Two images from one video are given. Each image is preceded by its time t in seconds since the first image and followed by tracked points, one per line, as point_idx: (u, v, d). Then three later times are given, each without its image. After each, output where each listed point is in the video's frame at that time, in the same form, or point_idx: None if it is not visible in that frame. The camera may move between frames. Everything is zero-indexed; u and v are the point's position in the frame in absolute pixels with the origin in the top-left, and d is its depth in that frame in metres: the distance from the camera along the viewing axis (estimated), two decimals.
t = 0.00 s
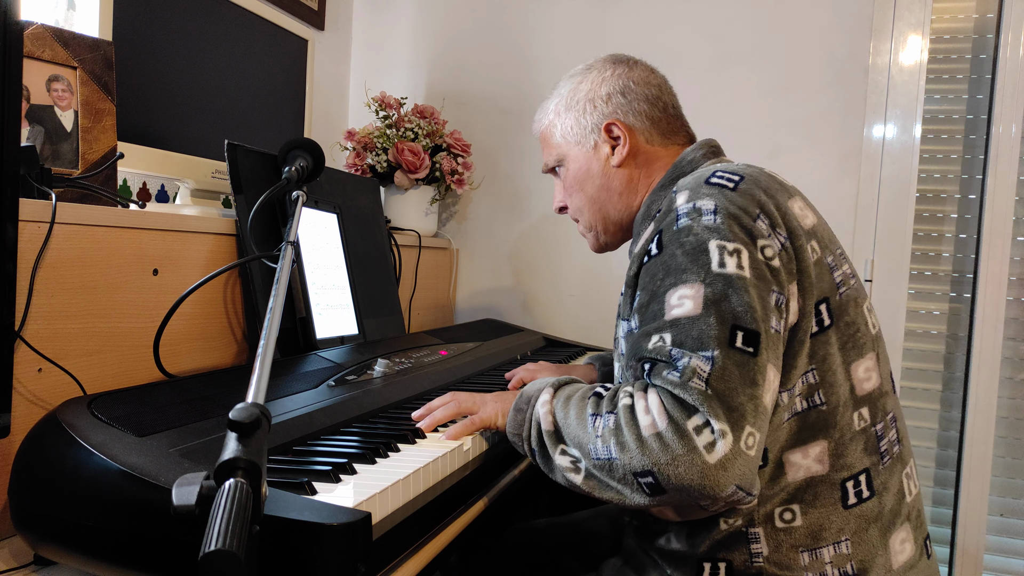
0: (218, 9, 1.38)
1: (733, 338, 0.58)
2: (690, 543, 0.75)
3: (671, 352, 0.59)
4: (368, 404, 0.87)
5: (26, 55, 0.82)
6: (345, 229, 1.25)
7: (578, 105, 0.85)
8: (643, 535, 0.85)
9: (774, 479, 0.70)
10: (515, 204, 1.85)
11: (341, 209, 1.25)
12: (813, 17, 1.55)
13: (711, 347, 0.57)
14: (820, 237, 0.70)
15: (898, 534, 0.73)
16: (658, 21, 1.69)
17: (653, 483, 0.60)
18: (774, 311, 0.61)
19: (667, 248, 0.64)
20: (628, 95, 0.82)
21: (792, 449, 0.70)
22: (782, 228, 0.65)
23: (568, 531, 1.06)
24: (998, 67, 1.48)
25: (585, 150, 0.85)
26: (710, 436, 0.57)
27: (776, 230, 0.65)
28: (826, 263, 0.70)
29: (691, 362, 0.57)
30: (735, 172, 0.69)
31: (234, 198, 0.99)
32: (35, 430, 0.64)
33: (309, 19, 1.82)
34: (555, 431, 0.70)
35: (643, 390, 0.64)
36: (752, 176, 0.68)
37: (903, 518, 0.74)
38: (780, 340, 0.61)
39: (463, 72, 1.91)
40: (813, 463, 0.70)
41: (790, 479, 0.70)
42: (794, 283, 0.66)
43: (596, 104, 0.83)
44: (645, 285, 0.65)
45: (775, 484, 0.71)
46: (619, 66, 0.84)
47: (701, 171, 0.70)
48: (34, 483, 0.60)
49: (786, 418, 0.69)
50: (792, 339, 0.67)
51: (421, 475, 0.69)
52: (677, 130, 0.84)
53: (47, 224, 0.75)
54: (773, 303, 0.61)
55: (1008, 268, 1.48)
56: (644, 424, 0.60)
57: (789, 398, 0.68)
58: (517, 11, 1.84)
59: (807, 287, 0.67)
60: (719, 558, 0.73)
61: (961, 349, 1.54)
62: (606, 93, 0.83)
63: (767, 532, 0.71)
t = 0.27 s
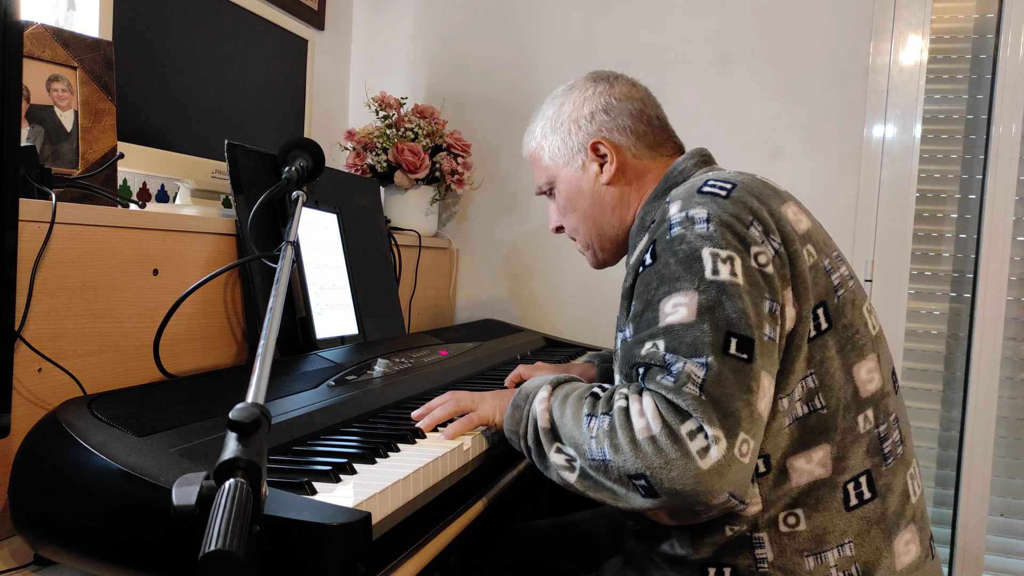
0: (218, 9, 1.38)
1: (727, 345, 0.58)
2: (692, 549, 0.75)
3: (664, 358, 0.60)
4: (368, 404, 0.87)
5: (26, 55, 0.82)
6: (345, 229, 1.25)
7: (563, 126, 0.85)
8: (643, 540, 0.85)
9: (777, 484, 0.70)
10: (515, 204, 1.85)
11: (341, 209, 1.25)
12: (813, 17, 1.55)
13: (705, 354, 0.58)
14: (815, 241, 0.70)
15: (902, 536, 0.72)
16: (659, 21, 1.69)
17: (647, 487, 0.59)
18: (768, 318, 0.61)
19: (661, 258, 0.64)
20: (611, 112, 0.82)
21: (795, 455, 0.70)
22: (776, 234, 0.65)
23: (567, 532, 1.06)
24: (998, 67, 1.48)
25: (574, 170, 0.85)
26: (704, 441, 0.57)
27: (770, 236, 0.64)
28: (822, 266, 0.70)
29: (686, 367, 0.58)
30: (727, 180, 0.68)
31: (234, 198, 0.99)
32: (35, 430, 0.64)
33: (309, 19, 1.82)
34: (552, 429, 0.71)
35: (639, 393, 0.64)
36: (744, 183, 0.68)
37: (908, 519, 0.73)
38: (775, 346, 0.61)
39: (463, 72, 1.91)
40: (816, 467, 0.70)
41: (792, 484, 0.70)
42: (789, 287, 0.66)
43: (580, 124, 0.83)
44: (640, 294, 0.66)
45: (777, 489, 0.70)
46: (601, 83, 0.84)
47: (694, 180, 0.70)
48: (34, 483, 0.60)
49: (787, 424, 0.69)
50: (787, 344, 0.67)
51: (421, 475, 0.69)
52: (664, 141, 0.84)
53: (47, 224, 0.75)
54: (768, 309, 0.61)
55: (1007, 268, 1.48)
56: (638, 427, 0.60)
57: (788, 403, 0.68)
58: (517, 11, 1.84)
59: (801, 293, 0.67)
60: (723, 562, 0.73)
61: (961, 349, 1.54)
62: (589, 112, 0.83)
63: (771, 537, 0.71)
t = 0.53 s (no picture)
0: (218, 9, 1.38)
1: (728, 346, 0.58)
2: (707, 554, 0.76)
3: (664, 353, 0.60)
4: (367, 404, 0.87)
5: (26, 55, 0.82)
6: (345, 229, 1.24)
7: (569, 144, 0.85)
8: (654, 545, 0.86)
9: (792, 489, 0.70)
10: (515, 204, 1.85)
11: (341, 209, 1.25)
12: (813, 17, 1.55)
13: (705, 352, 0.58)
14: (832, 243, 0.69)
15: (916, 541, 0.72)
16: (659, 21, 1.69)
17: (635, 479, 0.60)
18: (772, 323, 0.61)
19: (671, 260, 0.65)
20: (616, 126, 0.82)
21: (814, 459, 0.70)
22: (789, 239, 0.65)
23: (568, 532, 1.06)
24: (998, 67, 1.48)
25: (582, 186, 0.85)
26: (697, 437, 0.57)
27: (782, 241, 0.64)
28: (841, 269, 0.69)
29: (684, 362, 0.58)
30: (741, 185, 0.69)
31: (234, 198, 0.99)
32: (35, 430, 0.64)
33: (309, 19, 1.82)
34: (547, 419, 0.71)
35: (636, 385, 0.65)
36: (758, 189, 0.68)
37: (924, 525, 0.73)
38: (779, 352, 0.61)
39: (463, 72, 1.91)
40: (833, 471, 0.70)
41: (809, 488, 0.70)
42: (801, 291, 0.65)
43: (586, 140, 0.83)
44: (648, 296, 0.66)
45: (793, 494, 0.70)
46: (604, 99, 0.84)
47: (709, 185, 0.71)
48: (34, 483, 0.60)
49: (806, 429, 0.69)
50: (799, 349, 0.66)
51: (421, 475, 0.69)
52: (670, 152, 0.83)
53: (47, 224, 0.75)
54: (774, 313, 0.61)
55: (1007, 267, 1.48)
56: (632, 418, 0.61)
57: (805, 406, 0.69)
58: (517, 11, 1.84)
59: (820, 295, 0.67)
60: (737, 569, 0.74)
61: (961, 349, 1.54)
62: (594, 128, 0.83)
63: (786, 544, 0.71)
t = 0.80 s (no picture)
0: (218, 9, 1.38)
1: (724, 334, 0.58)
2: (725, 553, 0.75)
3: (657, 334, 0.61)
4: (368, 403, 0.87)
5: (25, 55, 0.82)
6: (345, 229, 1.24)
7: (593, 150, 0.84)
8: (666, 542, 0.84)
9: (818, 490, 0.70)
10: (515, 204, 1.85)
11: (341, 209, 1.25)
12: (813, 16, 1.55)
13: (698, 336, 0.58)
14: (865, 247, 0.69)
15: (937, 549, 0.73)
16: (659, 20, 1.69)
17: (605, 453, 0.60)
18: (777, 323, 0.60)
19: (690, 249, 0.65)
20: (640, 132, 0.81)
21: (842, 461, 0.70)
22: (815, 244, 0.65)
23: (571, 533, 1.06)
24: (998, 67, 1.49)
25: (607, 194, 0.85)
26: (672, 419, 0.57)
27: (808, 245, 0.65)
28: (874, 272, 0.69)
29: (674, 344, 0.59)
30: (773, 186, 0.69)
31: (234, 198, 0.99)
32: (35, 430, 0.64)
33: (309, 19, 1.82)
34: (524, 388, 0.69)
35: (622, 364, 0.65)
36: (791, 190, 0.69)
37: (943, 534, 0.73)
38: (781, 353, 0.60)
39: (463, 72, 1.91)
40: (861, 476, 0.70)
41: (835, 490, 0.70)
42: (830, 293, 0.65)
43: (610, 147, 0.83)
44: (665, 285, 0.67)
45: (818, 496, 0.70)
46: (628, 104, 0.83)
47: (741, 185, 0.71)
48: (34, 483, 0.60)
49: (836, 430, 0.69)
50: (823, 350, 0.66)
51: (421, 476, 0.70)
52: (696, 157, 0.82)
53: (47, 224, 0.75)
54: (784, 312, 0.61)
55: (1007, 267, 1.48)
56: (614, 393, 0.62)
57: (833, 406, 0.68)
58: (517, 10, 1.84)
59: (854, 299, 0.66)
60: (755, 569, 0.73)
61: (961, 350, 1.54)
62: (617, 134, 0.82)
63: (808, 545, 0.70)
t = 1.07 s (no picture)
0: (219, 9, 1.38)
1: (723, 327, 0.58)
2: (733, 548, 0.75)
3: (654, 327, 0.63)
4: (368, 403, 0.87)
5: (26, 55, 0.82)
6: (345, 229, 1.24)
7: (620, 142, 0.84)
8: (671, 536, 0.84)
9: (830, 489, 0.68)
10: (516, 204, 1.85)
11: (341, 209, 1.25)
12: (813, 16, 1.55)
13: (691, 328, 0.59)
14: (887, 250, 0.69)
15: (946, 553, 0.73)
16: (659, 21, 1.69)
17: (593, 446, 0.62)
18: (785, 318, 0.59)
19: (704, 244, 0.66)
20: (669, 127, 0.81)
21: (856, 461, 0.68)
22: (835, 244, 0.64)
23: (574, 532, 1.05)
24: (998, 67, 1.49)
25: (631, 186, 0.84)
26: (656, 405, 0.59)
27: (828, 244, 0.64)
28: (895, 275, 0.69)
29: (664, 335, 0.60)
30: (796, 185, 0.69)
31: (234, 198, 0.99)
32: (35, 430, 0.64)
33: (309, 19, 1.82)
34: (502, 397, 0.72)
35: (602, 362, 0.68)
36: (813, 190, 0.69)
37: (954, 539, 0.74)
38: (786, 349, 0.59)
39: (463, 72, 1.91)
40: (874, 477, 0.68)
41: (847, 491, 0.68)
42: (849, 293, 0.64)
43: (637, 139, 0.82)
44: (677, 279, 0.68)
45: (830, 495, 0.68)
46: (657, 98, 0.84)
47: (762, 183, 0.71)
48: (34, 483, 0.60)
49: (850, 430, 0.67)
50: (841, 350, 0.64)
51: (421, 476, 0.69)
52: (723, 155, 0.83)
53: (47, 224, 0.75)
54: (794, 310, 0.59)
55: (1007, 267, 1.48)
56: (596, 388, 0.64)
57: (849, 406, 0.67)
58: (518, 10, 1.84)
59: (873, 302, 0.65)
60: (762, 566, 0.72)
61: (962, 350, 1.54)
62: (646, 128, 0.82)
63: (817, 544, 0.69)
